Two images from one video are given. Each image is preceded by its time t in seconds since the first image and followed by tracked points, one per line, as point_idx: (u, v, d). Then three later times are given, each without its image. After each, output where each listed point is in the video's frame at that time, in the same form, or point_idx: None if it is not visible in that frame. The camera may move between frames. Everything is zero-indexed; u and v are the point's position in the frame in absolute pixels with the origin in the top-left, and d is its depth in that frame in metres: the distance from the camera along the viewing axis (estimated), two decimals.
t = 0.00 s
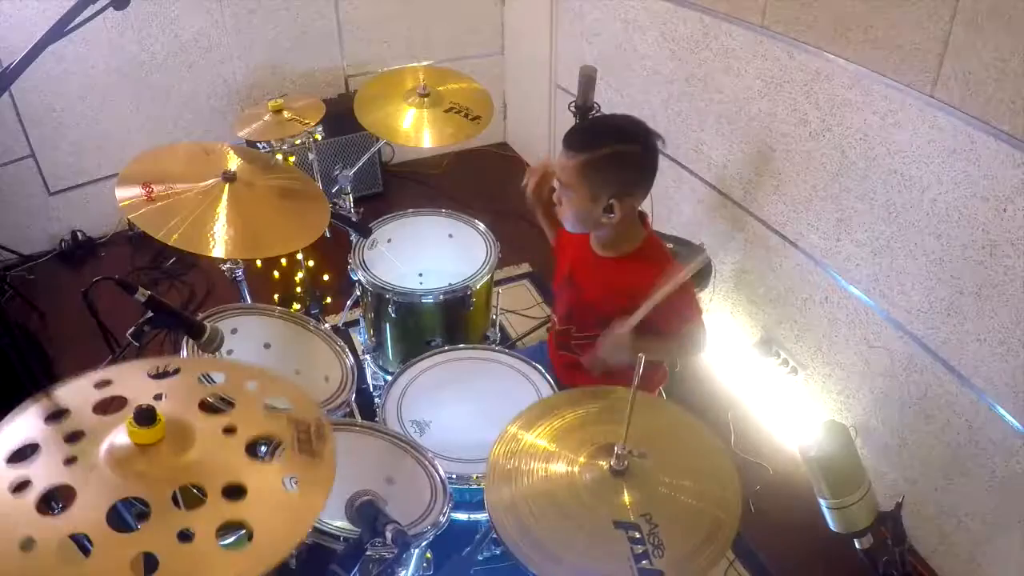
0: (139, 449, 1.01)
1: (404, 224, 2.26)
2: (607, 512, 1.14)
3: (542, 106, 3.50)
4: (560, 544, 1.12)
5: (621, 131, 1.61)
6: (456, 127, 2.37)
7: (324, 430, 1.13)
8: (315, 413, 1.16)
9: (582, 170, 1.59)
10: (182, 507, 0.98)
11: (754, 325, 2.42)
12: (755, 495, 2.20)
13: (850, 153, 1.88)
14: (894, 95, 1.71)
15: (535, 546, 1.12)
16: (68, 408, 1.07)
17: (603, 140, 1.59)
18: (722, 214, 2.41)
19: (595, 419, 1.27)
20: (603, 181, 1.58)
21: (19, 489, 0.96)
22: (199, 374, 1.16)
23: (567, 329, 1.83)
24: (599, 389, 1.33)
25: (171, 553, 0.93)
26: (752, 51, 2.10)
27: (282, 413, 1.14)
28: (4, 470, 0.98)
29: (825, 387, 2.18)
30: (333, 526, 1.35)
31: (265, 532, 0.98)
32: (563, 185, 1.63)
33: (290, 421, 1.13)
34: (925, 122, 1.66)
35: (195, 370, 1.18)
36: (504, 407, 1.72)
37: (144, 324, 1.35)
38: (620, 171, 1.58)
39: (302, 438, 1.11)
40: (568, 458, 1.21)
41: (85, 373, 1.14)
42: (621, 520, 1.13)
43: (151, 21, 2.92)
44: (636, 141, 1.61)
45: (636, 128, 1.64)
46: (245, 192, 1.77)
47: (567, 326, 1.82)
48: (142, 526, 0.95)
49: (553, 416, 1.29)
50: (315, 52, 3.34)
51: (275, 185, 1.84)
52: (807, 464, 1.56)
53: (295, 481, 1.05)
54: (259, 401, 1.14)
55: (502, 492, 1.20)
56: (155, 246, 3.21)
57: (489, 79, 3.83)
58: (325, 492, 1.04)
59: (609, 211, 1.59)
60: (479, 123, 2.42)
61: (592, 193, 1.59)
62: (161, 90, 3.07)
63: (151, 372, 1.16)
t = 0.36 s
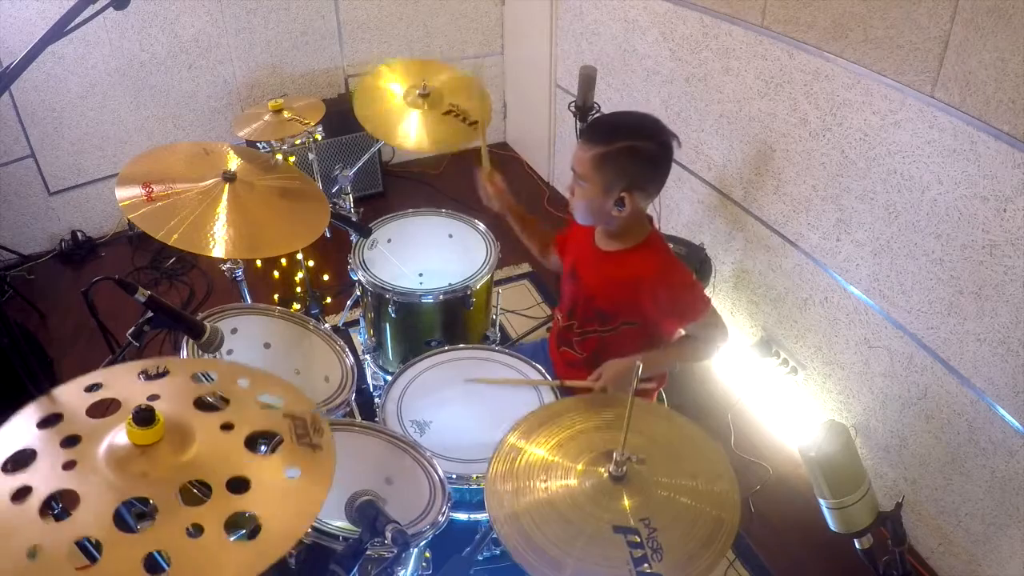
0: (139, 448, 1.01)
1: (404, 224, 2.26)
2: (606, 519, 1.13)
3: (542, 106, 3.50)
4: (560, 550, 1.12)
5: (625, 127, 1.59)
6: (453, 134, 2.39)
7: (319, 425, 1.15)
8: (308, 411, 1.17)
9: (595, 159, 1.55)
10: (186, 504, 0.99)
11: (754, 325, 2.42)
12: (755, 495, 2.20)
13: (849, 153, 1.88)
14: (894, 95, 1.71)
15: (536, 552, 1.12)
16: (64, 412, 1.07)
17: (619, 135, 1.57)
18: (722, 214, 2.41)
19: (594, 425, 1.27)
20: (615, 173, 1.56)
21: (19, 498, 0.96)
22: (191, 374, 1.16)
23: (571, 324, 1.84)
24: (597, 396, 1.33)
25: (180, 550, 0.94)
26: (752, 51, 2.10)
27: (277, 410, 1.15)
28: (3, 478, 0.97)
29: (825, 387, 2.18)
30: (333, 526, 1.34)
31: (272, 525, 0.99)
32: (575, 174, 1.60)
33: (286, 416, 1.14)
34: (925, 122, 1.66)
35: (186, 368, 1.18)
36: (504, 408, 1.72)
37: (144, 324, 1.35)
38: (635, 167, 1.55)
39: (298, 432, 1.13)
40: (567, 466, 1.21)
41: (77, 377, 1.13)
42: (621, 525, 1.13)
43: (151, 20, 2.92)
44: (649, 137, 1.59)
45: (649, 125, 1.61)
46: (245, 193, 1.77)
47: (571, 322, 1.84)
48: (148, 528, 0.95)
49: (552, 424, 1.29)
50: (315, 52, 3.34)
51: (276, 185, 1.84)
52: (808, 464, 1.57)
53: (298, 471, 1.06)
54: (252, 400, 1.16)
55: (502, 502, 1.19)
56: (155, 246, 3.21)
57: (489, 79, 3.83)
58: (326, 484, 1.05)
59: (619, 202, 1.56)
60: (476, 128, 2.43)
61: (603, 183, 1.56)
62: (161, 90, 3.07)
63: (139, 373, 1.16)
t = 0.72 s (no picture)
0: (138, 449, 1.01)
1: (404, 224, 2.26)
2: (607, 518, 1.13)
3: (542, 106, 3.50)
4: (561, 551, 1.12)
5: (630, 128, 1.59)
6: (455, 130, 2.39)
7: (315, 449, 1.15)
8: (304, 432, 1.18)
9: (608, 161, 1.58)
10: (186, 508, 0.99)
11: (754, 325, 2.42)
12: (755, 495, 2.20)
13: (849, 153, 1.88)
14: (894, 95, 1.71)
15: (536, 553, 1.12)
16: (60, 408, 1.06)
17: (633, 137, 1.57)
18: (722, 214, 2.41)
19: (593, 426, 1.27)
20: (626, 175, 1.57)
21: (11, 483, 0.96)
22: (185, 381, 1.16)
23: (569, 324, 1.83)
24: (596, 396, 1.34)
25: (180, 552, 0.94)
26: (752, 51, 2.10)
27: (273, 427, 1.15)
28: None
29: (825, 387, 2.18)
30: (333, 526, 1.35)
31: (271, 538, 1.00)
32: (586, 174, 1.62)
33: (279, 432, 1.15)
34: (925, 122, 1.66)
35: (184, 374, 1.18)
36: (503, 408, 1.72)
37: (144, 324, 1.35)
38: (649, 170, 1.57)
39: (295, 451, 1.13)
40: (567, 466, 1.21)
41: (69, 373, 1.13)
42: (621, 525, 1.13)
43: (151, 20, 2.92)
44: (664, 141, 1.60)
45: (663, 127, 1.62)
46: (245, 193, 1.77)
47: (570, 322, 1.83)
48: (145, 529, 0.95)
49: (550, 424, 1.29)
50: (315, 51, 3.34)
51: (276, 186, 1.84)
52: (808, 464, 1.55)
53: (296, 489, 1.07)
54: (249, 413, 1.16)
55: (502, 503, 1.19)
56: (155, 246, 3.21)
57: (489, 79, 3.83)
58: (324, 504, 1.06)
59: (629, 204, 1.58)
60: (476, 125, 2.44)
61: (614, 184, 1.58)
62: (161, 90, 3.07)
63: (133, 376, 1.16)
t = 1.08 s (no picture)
0: (139, 449, 1.01)
1: (404, 224, 2.26)
2: (607, 518, 1.13)
3: (542, 106, 3.50)
4: (561, 551, 1.12)
5: (634, 129, 1.60)
6: (457, 124, 2.38)
7: (317, 436, 1.15)
8: (306, 419, 1.17)
9: (614, 168, 1.58)
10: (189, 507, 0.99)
11: (754, 325, 2.42)
12: (754, 495, 2.20)
13: (849, 153, 1.88)
14: (894, 95, 1.71)
15: (536, 552, 1.13)
16: (61, 412, 1.06)
17: (641, 142, 1.58)
18: (722, 214, 2.41)
19: (594, 425, 1.27)
20: (632, 181, 1.57)
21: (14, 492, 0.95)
22: (188, 378, 1.17)
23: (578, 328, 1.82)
24: (598, 396, 1.34)
25: (183, 550, 0.94)
26: (752, 51, 2.10)
27: (274, 418, 1.15)
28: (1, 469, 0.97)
29: (825, 387, 2.18)
30: (334, 526, 1.35)
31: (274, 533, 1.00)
32: (591, 181, 1.62)
33: (284, 425, 1.15)
34: (925, 122, 1.66)
35: (184, 370, 1.18)
36: (503, 408, 1.72)
37: (144, 324, 1.35)
38: (655, 176, 1.58)
39: (297, 441, 1.13)
40: (567, 466, 1.21)
41: (70, 375, 1.13)
42: (621, 525, 1.13)
43: (151, 20, 2.92)
44: (670, 146, 1.60)
45: (670, 132, 1.62)
46: (245, 193, 1.77)
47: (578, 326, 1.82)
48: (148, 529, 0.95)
49: (551, 424, 1.29)
50: (315, 52, 3.34)
51: (276, 186, 1.84)
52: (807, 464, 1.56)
53: (298, 480, 1.07)
54: (250, 406, 1.16)
55: (501, 503, 1.19)
56: (155, 245, 3.21)
57: (489, 79, 3.83)
58: (326, 496, 1.06)
59: (636, 210, 1.58)
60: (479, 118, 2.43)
61: (620, 192, 1.58)
62: (161, 90, 3.07)
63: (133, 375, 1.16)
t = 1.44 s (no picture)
0: (139, 449, 1.01)
1: (404, 224, 2.26)
2: (607, 517, 1.13)
3: (542, 106, 3.50)
4: (561, 549, 1.12)
5: (630, 126, 1.59)
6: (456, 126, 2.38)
7: (317, 433, 1.15)
8: (305, 416, 1.18)
9: (605, 161, 1.57)
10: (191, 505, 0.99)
11: (753, 325, 2.42)
12: (754, 495, 2.20)
13: (849, 153, 1.88)
14: (894, 95, 1.71)
15: (536, 551, 1.12)
16: (60, 413, 1.06)
17: (632, 138, 1.58)
18: (722, 214, 2.41)
19: (594, 423, 1.27)
20: (623, 175, 1.57)
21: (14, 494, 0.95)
22: (189, 376, 1.17)
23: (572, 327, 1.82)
24: (598, 393, 1.34)
25: (186, 548, 0.94)
26: (752, 51, 2.11)
27: (274, 416, 1.16)
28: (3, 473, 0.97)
29: (825, 387, 2.18)
30: (334, 526, 1.35)
31: (275, 529, 1.00)
32: (580, 174, 1.61)
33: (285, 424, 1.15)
34: (925, 122, 1.66)
35: (184, 371, 1.18)
36: (503, 408, 1.72)
37: (144, 324, 1.35)
38: (647, 171, 1.58)
39: (297, 438, 1.13)
40: (567, 464, 1.21)
41: (69, 376, 1.13)
42: (621, 524, 1.13)
43: (151, 20, 2.92)
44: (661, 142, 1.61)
45: (662, 129, 1.62)
46: (245, 193, 1.77)
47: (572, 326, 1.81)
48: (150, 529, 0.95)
49: (551, 421, 1.29)
50: (315, 52, 3.34)
51: (275, 186, 1.84)
52: (807, 464, 1.56)
53: (299, 476, 1.07)
54: (249, 405, 1.16)
55: (501, 500, 1.19)
56: (154, 245, 3.21)
57: (489, 79, 3.83)
58: (325, 492, 1.06)
59: (626, 205, 1.58)
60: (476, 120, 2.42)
61: (610, 186, 1.57)
62: (161, 90, 3.07)
63: (132, 376, 1.16)
